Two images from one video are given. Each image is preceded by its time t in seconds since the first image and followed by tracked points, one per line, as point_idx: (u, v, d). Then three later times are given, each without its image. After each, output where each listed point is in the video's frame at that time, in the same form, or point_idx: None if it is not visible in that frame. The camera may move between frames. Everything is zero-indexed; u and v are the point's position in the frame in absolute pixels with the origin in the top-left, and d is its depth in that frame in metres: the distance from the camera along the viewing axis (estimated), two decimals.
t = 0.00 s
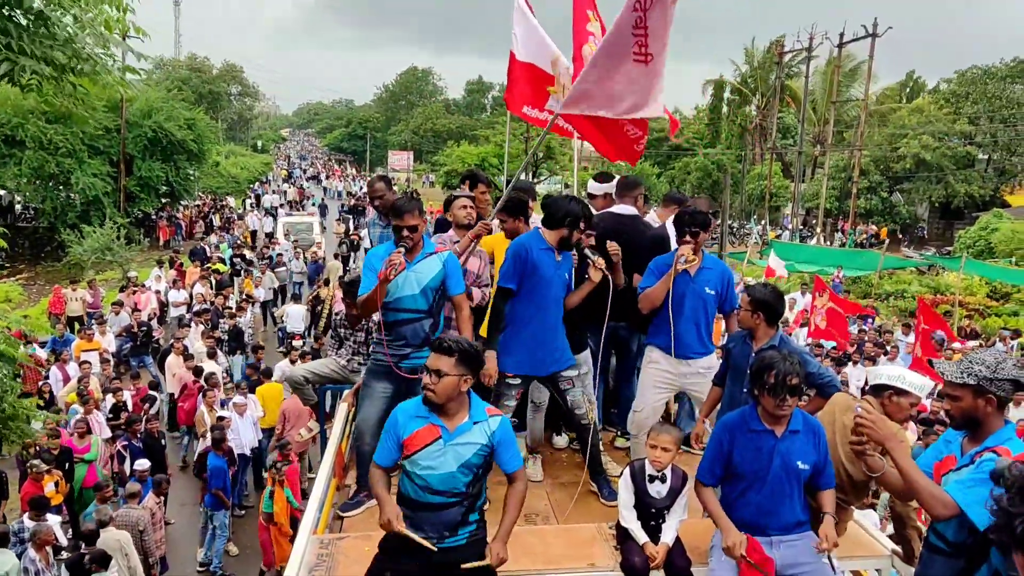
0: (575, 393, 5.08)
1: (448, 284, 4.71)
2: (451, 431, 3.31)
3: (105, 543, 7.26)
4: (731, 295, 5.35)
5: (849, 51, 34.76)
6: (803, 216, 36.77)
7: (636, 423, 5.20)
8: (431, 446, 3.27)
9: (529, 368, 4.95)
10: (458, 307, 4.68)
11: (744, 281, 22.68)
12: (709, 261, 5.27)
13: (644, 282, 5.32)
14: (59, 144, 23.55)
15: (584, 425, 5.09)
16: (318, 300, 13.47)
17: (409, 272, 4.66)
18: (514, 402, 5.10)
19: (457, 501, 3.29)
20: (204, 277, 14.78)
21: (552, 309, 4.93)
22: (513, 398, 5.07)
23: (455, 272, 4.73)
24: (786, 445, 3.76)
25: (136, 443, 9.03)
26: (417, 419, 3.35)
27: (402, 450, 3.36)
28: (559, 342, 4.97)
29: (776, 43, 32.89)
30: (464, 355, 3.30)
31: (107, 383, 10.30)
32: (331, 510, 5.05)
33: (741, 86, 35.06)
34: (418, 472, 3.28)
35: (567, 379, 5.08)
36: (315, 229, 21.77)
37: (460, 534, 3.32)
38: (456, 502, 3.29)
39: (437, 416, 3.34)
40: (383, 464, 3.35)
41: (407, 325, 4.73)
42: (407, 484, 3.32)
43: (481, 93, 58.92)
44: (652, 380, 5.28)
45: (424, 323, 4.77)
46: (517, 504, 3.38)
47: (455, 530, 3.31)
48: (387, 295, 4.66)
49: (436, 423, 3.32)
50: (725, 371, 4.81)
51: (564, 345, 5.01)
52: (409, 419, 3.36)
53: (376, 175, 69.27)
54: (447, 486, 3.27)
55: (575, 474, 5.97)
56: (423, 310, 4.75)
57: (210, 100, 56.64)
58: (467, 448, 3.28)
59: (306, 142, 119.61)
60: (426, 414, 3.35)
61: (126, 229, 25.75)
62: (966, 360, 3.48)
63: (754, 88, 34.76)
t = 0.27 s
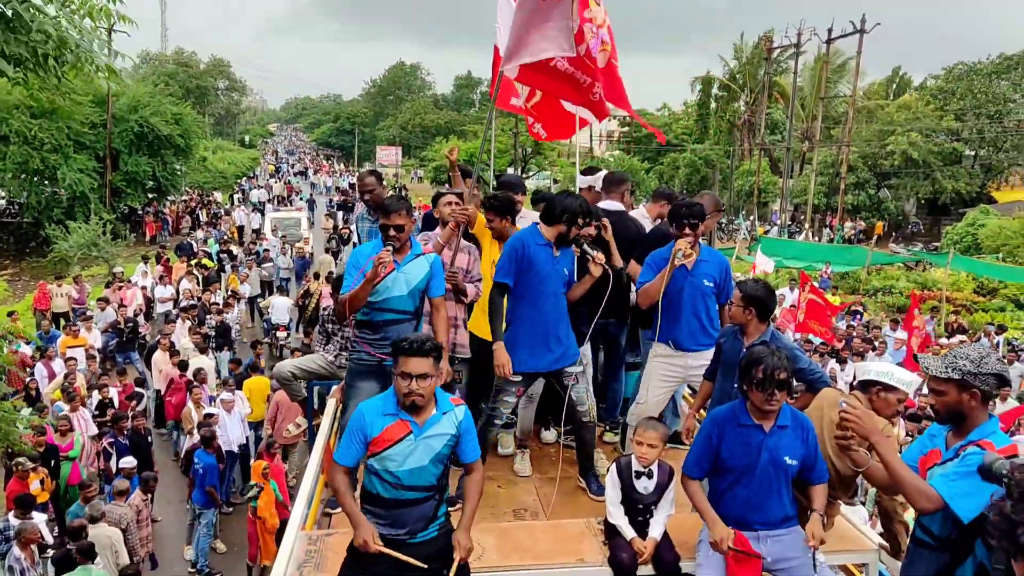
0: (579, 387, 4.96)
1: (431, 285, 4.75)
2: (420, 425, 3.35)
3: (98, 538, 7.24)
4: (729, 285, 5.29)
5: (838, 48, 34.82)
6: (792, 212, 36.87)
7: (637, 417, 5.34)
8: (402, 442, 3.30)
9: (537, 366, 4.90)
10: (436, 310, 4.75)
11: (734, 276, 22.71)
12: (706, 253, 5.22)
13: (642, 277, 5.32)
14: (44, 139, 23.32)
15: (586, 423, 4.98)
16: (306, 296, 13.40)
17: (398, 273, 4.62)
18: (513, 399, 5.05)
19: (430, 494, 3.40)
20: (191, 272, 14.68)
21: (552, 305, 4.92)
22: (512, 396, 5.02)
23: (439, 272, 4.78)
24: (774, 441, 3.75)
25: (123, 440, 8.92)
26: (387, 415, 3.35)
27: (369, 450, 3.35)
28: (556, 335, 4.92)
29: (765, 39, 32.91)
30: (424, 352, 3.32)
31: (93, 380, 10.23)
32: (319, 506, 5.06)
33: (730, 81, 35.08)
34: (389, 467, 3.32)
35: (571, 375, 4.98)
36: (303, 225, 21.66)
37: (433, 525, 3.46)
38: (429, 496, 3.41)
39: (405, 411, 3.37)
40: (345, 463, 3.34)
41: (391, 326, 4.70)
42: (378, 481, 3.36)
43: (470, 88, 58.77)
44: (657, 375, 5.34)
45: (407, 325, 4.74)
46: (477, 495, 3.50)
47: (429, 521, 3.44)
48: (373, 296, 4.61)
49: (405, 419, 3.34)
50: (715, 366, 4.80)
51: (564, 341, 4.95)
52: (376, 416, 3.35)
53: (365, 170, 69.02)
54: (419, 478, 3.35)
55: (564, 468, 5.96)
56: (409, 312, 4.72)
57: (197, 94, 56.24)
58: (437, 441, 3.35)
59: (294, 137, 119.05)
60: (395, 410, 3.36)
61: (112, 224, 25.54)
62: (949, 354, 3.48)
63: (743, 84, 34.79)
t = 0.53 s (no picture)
0: (564, 379, 4.99)
1: (425, 275, 4.68)
2: (391, 421, 3.34)
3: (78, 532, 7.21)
4: (716, 280, 5.27)
5: (825, 47, 34.97)
6: (779, 210, 37.02)
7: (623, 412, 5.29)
8: (373, 439, 3.29)
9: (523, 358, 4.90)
10: (433, 298, 4.68)
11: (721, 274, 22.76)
12: (693, 247, 5.22)
13: (630, 271, 5.32)
14: (27, 132, 23.06)
15: (571, 414, 5.04)
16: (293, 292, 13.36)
17: (385, 264, 4.60)
18: (507, 390, 4.91)
19: (401, 488, 3.42)
20: (176, 267, 14.58)
21: (546, 298, 4.92)
22: (506, 386, 4.91)
23: (432, 261, 4.70)
24: (761, 437, 3.75)
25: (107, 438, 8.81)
26: (356, 413, 3.32)
27: (336, 448, 3.30)
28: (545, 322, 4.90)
29: (753, 37, 32.95)
30: (401, 342, 3.34)
31: (78, 376, 10.15)
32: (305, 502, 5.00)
33: (718, 79, 35.14)
34: (359, 464, 3.32)
35: (558, 366, 4.99)
36: (290, 220, 21.55)
37: (405, 519, 3.47)
38: (400, 490, 3.42)
39: (376, 407, 3.35)
40: (310, 463, 3.26)
41: (382, 313, 4.64)
42: (348, 478, 3.36)
43: (458, 84, 58.64)
44: (643, 369, 5.32)
45: (397, 316, 4.67)
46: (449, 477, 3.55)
47: (400, 516, 3.45)
48: (362, 286, 4.60)
49: (376, 417, 3.32)
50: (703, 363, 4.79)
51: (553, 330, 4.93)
52: (344, 413, 3.31)
53: (353, 166, 68.75)
54: (388, 475, 3.36)
55: (552, 464, 5.95)
56: (399, 302, 4.66)
57: (182, 88, 55.83)
58: (407, 435, 3.36)
59: (281, 132, 118.48)
60: (365, 407, 3.33)
61: (96, 219, 25.32)
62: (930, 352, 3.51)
63: (731, 81, 34.84)
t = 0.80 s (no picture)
0: (541, 376, 4.97)
1: (409, 271, 4.65)
2: (371, 422, 3.29)
3: (57, 528, 7.15)
4: (699, 280, 5.24)
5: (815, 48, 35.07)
6: (769, 210, 37.13)
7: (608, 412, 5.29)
8: (353, 440, 3.25)
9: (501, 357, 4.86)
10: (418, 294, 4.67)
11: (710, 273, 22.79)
12: (676, 248, 5.21)
13: (612, 267, 5.29)
14: (12, 126, 22.85)
15: (549, 413, 5.00)
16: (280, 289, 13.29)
17: (370, 259, 4.55)
18: (487, 393, 4.90)
19: (386, 489, 3.35)
20: (163, 263, 14.49)
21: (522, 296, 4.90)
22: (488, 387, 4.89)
23: (418, 257, 4.67)
24: (750, 438, 3.74)
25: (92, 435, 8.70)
26: (337, 414, 3.28)
27: (322, 449, 3.27)
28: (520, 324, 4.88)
29: (744, 37, 33.00)
30: (382, 344, 3.32)
31: (63, 372, 10.06)
32: (291, 504, 4.96)
33: (709, 79, 35.18)
34: (342, 466, 3.27)
35: (535, 364, 4.96)
36: (279, 216, 21.47)
37: (391, 518, 3.40)
38: (385, 491, 3.36)
39: (357, 409, 3.31)
40: (299, 466, 3.26)
41: (366, 311, 4.61)
42: (330, 479, 3.29)
43: (449, 82, 58.56)
44: (625, 369, 5.30)
45: (381, 312, 4.65)
46: (435, 474, 3.52)
47: (387, 516, 3.39)
48: (345, 279, 4.56)
49: (356, 418, 3.27)
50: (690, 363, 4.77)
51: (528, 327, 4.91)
52: (326, 415, 3.28)
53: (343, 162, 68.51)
54: (371, 477, 3.29)
55: (539, 464, 5.92)
56: (383, 299, 4.64)
57: (172, 83, 55.52)
58: (389, 437, 3.29)
59: (271, 128, 118.09)
60: (346, 409, 3.29)
61: (83, 214, 25.13)
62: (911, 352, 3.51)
63: (722, 81, 34.89)
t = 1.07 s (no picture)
0: (522, 380, 5.00)
1: (404, 276, 4.63)
2: (372, 431, 3.28)
3: (40, 532, 7.17)
4: (694, 284, 5.27)
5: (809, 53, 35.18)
6: (761, 214, 37.22)
7: (601, 416, 5.24)
8: (354, 449, 3.23)
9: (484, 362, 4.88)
10: (411, 300, 4.63)
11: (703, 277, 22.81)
12: (671, 252, 5.22)
13: (611, 277, 5.30)
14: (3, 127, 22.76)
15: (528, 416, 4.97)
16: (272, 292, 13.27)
17: (366, 262, 4.55)
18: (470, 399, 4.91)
19: (387, 497, 3.32)
20: (155, 265, 14.44)
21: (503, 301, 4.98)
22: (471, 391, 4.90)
23: (414, 263, 4.65)
24: (739, 443, 3.73)
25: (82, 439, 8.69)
26: (338, 422, 3.29)
27: (323, 454, 3.29)
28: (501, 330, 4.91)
29: (738, 42, 33.08)
30: (382, 354, 3.31)
31: (53, 375, 10.02)
32: (280, 508, 4.93)
33: (702, 83, 35.24)
34: (342, 473, 3.25)
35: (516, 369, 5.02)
36: (271, 219, 21.43)
37: (393, 527, 3.36)
38: (387, 498, 3.33)
39: (358, 416, 3.30)
40: (301, 469, 3.28)
41: (361, 315, 4.60)
42: (333, 485, 3.29)
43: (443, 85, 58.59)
44: (625, 375, 5.27)
45: (376, 316, 4.63)
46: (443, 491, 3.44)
47: (388, 523, 3.35)
48: (339, 284, 4.55)
49: (356, 426, 3.27)
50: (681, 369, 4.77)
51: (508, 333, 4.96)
52: (328, 422, 3.30)
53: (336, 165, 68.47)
54: (371, 486, 3.27)
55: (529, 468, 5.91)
56: (379, 302, 4.62)
57: (165, 84, 55.42)
58: (389, 447, 3.26)
59: (265, 130, 118.00)
60: (346, 418, 3.30)
61: (74, 215, 25.04)
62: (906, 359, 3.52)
63: (716, 86, 34.96)
